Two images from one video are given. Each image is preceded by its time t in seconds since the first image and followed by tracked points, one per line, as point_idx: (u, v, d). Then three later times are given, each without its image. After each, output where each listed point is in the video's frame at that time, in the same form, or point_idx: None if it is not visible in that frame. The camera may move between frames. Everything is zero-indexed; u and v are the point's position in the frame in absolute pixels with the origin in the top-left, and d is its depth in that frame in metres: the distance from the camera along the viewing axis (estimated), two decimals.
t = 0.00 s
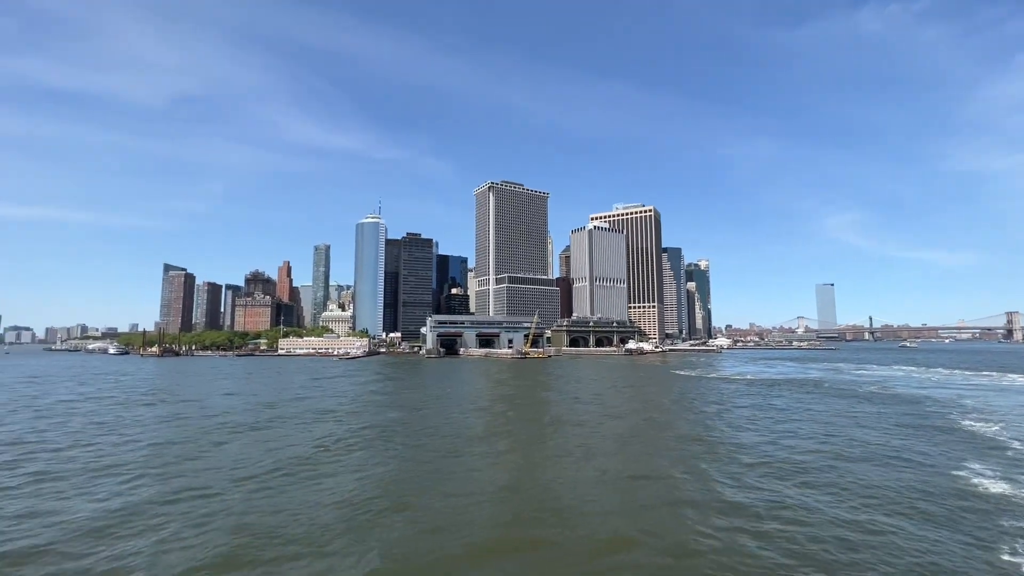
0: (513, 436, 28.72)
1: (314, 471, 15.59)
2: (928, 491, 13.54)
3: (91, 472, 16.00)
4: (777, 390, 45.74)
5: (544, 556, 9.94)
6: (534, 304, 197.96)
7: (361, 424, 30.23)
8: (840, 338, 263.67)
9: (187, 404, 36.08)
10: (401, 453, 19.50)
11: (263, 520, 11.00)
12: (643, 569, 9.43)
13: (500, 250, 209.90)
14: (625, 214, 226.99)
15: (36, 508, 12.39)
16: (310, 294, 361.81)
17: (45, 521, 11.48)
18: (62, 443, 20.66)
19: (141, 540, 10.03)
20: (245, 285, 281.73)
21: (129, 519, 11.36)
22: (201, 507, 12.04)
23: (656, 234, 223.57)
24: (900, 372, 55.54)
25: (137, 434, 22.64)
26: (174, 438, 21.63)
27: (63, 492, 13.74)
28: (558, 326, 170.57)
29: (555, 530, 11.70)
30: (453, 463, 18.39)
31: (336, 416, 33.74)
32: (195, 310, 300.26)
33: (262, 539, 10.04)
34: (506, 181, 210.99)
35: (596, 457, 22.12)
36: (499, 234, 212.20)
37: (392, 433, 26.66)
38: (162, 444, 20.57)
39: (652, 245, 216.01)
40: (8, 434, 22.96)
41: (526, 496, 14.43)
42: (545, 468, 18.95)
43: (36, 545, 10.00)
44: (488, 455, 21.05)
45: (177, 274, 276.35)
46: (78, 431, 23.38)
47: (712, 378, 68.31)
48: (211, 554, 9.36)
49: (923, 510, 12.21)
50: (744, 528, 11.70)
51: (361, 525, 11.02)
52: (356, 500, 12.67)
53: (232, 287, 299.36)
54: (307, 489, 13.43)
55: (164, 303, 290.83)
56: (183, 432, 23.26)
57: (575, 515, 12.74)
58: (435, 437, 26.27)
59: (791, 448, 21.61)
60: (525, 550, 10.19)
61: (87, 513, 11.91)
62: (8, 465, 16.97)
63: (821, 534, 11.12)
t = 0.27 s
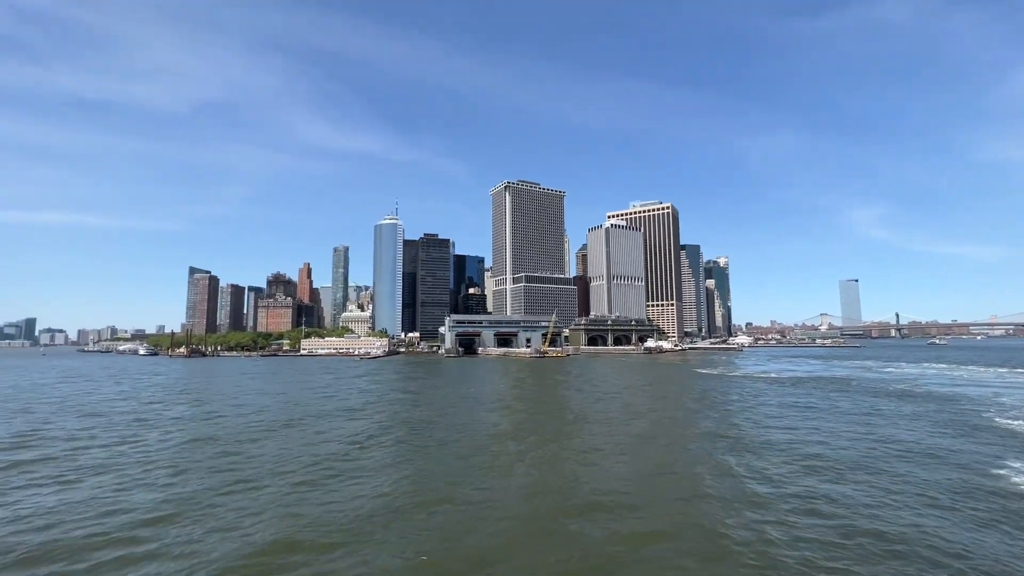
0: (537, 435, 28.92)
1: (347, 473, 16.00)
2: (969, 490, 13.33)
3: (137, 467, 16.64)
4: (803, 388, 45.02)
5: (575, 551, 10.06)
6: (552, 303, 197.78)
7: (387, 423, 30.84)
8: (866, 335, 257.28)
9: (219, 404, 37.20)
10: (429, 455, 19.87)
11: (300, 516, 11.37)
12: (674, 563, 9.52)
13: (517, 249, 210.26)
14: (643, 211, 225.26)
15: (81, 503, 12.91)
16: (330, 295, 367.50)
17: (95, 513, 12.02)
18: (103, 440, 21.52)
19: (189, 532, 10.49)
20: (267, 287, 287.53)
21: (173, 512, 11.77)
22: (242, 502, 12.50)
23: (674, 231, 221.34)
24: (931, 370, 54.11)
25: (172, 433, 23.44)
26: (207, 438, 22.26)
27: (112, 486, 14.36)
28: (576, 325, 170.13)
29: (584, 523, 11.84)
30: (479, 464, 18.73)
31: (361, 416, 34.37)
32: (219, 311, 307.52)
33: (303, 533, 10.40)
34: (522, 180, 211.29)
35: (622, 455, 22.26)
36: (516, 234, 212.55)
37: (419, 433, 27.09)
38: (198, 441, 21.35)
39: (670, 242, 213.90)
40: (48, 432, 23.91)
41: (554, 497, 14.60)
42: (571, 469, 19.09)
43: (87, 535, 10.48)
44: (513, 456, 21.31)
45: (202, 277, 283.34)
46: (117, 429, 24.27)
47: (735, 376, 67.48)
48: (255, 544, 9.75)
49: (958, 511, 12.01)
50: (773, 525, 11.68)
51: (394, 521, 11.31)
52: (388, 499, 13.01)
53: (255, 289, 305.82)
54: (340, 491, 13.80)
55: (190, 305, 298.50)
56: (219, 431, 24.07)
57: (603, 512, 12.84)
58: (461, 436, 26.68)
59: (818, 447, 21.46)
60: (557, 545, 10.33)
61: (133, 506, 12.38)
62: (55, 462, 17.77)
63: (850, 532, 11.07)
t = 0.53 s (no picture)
0: (560, 432, 29.11)
1: (377, 470, 16.42)
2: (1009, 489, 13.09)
3: (178, 463, 17.38)
4: (830, 387, 44.19)
5: (604, 545, 10.19)
6: (571, 302, 197.29)
7: (413, 421, 31.36)
8: (895, 333, 250.14)
9: (250, 403, 38.29)
10: (455, 452, 20.22)
11: (335, 510, 11.75)
12: (703, 558, 9.60)
13: (535, 248, 210.23)
14: (662, 208, 222.93)
15: (128, 496, 13.56)
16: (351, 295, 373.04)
17: (142, 505, 12.64)
18: (144, 437, 22.44)
19: (232, 524, 10.99)
20: (290, 288, 293.38)
21: (218, 505, 12.31)
22: (279, 497, 12.96)
23: (694, 228, 218.52)
24: (965, 367, 52.58)
25: (208, 429, 24.30)
26: (241, 434, 23.02)
27: (156, 480, 15.03)
28: (596, 324, 169.45)
29: (613, 519, 11.95)
30: (504, 461, 18.97)
31: (386, 414, 35.04)
32: (244, 312, 314.96)
33: (340, 525, 10.79)
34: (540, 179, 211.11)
35: (646, 453, 22.27)
36: (534, 233, 212.53)
37: (444, 430, 27.54)
38: (233, 438, 22.10)
39: (690, 239, 211.25)
40: (91, 428, 25.02)
41: (580, 492, 14.76)
42: (596, 466, 19.23)
43: (138, 526, 11.05)
44: (537, 453, 21.52)
45: (228, 279, 290.79)
46: (156, 427, 25.25)
47: (759, 375, 66.48)
48: (296, 535, 10.17)
49: (1000, 512, 11.73)
50: (803, 524, 11.62)
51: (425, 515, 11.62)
52: (419, 493, 13.35)
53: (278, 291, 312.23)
54: (371, 489, 14.21)
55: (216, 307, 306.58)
56: (252, 429, 24.88)
57: (630, 508, 12.95)
58: (485, 434, 27.02)
59: (848, 446, 21.13)
60: (586, 539, 10.50)
61: (177, 500, 12.94)
62: (100, 457, 18.61)
63: (883, 530, 10.97)
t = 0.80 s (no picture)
0: (585, 430, 29.30)
1: (410, 467, 16.95)
2: None
3: (219, 458, 18.12)
4: (862, 385, 43.15)
5: (643, 537, 10.44)
6: (591, 301, 196.40)
7: (439, 419, 31.88)
8: (928, 330, 241.65)
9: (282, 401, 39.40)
10: (484, 451, 20.66)
11: (376, 505, 12.26)
12: (735, 549, 9.85)
13: (555, 247, 209.93)
14: (683, 206, 220.16)
15: (178, 487, 14.31)
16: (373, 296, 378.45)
17: (194, 496, 13.35)
18: (185, 433, 23.39)
19: (281, 514, 11.60)
20: (313, 289, 299.25)
21: (268, 496, 12.98)
22: (320, 491, 13.53)
23: (716, 225, 215.15)
24: (1006, 366, 50.59)
25: (243, 427, 25.16)
26: (275, 432, 23.81)
27: (202, 473, 15.75)
28: (616, 323, 168.39)
29: (646, 513, 12.21)
30: (532, 458, 19.35)
31: (413, 413, 35.65)
32: (270, 313, 322.31)
33: (382, 517, 11.30)
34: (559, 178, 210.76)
35: (676, 452, 22.27)
36: (553, 232, 212.25)
37: (470, 429, 28.01)
38: (269, 435, 22.92)
39: (712, 237, 208.15)
40: (134, 424, 26.14)
41: (610, 488, 15.02)
42: (627, 463, 19.35)
43: (192, 515, 11.68)
44: (563, 451, 21.84)
45: (254, 281, 298.05)
46: (194, 424, 26.23)
47: (786, 373, 65.33)
48: (341, 525, 10.69)
49: None
50: (843, 521, 11.58)
51: (462, 510, 12.10)
52: (455, 490, 13.83)
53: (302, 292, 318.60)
54: (406, 485, 14.70)
55: (243, 308, 314.36)
56: (288, 427, 25.74)
57: (660, 503, 13.19)
58: (511, 432, 27.38)
59: (880, 445, 20.85)
60: (623, 532, 10.75)
61: (229, 491, 13.65)
62: (146, 451, 19.53)
63: (917, 527, 10.95)
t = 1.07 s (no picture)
0: (610, 427, 29.46)
1: (441, 461, 17.48)
2: None
3: (261, 452, 18.95)
4: (897, 384, 41.96)
5: (682, 532, 10.51)
6: (612, 300, 195.06)
7: (465, 417, 32.39)
8: (965, 328, 232.82)
9: (313, 399, 40.28)
10: (516, 448, 20.88)
11: (419, 499, 12.60)
12: (764, 540, 10.08)
13: (575, 246, 209.07)
14: (705, 202, 216.79)
15: (226, 478, 15.11)
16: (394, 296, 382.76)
17: (241, 486, 14.11)
18: (225, 428, 24.44)
19: (327, 505, 12.03)
20: (337, 290, 304.28)
21: (313, 490, 13.43)
22: (358, 484, 14.11)
23: (740, 221, 211.28)
24: None
25: (278, 423, 26.08)
26: (310, 428, 24.69)
27: (245, 465, 16.55)
28: (639, 321, 166.87)
29: (673, 506, 12.48)
30: (559, 454, 19.71)
31: (441, 411, 36.08)
32: (295, 314, 328.87)
33: (419, 508, 11.82)
34: (579, 176, 209.82)
35: (708, 449, 22.08)
36: (574, 230, 211.39)
37: (496, 426, 28.46)
38: (304, 431, 23.77)
39: (736, 233, 204.47)
40: (178, 419, 27.39)
41: (637, 482, 15.28)
42: (659, 460, 19.32)
43: (242, 503, 12.41)
44: (589, 446, 22.14)
45: (279, 282, 304.36)
46: (233, 420, 27.33)
47: (816, 372, 63.88)
48: (381, 513, 11.26)
49: None
50: (888, 520, 11.41)
51: (494, 502, 12.57)
52: (492, 487, 14.06)
53: (326, 292, 324.10)
54: (443, 481, 14.98)
55: (269, 309, 321.43)
56: (322, 423, 26.36)
57: (697, 500, 13.20)
58: (537, 429, 27.73)
59: (913, 443, 20.54)
60: (662, 526, 10.83)
61: (276, 484, 14.17)
62: (192, 445, 20.52)
63: (948, 523, 10.96)
